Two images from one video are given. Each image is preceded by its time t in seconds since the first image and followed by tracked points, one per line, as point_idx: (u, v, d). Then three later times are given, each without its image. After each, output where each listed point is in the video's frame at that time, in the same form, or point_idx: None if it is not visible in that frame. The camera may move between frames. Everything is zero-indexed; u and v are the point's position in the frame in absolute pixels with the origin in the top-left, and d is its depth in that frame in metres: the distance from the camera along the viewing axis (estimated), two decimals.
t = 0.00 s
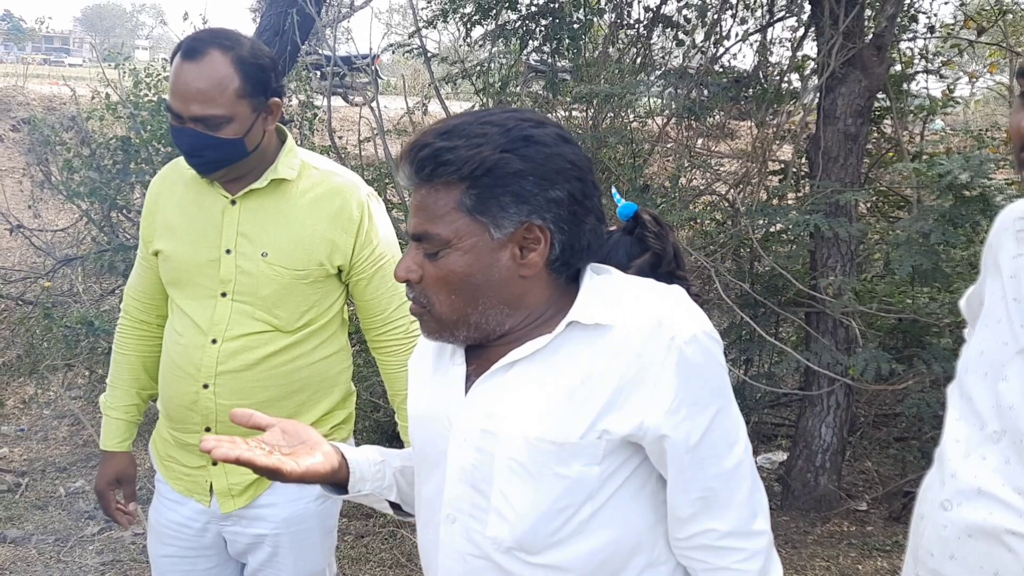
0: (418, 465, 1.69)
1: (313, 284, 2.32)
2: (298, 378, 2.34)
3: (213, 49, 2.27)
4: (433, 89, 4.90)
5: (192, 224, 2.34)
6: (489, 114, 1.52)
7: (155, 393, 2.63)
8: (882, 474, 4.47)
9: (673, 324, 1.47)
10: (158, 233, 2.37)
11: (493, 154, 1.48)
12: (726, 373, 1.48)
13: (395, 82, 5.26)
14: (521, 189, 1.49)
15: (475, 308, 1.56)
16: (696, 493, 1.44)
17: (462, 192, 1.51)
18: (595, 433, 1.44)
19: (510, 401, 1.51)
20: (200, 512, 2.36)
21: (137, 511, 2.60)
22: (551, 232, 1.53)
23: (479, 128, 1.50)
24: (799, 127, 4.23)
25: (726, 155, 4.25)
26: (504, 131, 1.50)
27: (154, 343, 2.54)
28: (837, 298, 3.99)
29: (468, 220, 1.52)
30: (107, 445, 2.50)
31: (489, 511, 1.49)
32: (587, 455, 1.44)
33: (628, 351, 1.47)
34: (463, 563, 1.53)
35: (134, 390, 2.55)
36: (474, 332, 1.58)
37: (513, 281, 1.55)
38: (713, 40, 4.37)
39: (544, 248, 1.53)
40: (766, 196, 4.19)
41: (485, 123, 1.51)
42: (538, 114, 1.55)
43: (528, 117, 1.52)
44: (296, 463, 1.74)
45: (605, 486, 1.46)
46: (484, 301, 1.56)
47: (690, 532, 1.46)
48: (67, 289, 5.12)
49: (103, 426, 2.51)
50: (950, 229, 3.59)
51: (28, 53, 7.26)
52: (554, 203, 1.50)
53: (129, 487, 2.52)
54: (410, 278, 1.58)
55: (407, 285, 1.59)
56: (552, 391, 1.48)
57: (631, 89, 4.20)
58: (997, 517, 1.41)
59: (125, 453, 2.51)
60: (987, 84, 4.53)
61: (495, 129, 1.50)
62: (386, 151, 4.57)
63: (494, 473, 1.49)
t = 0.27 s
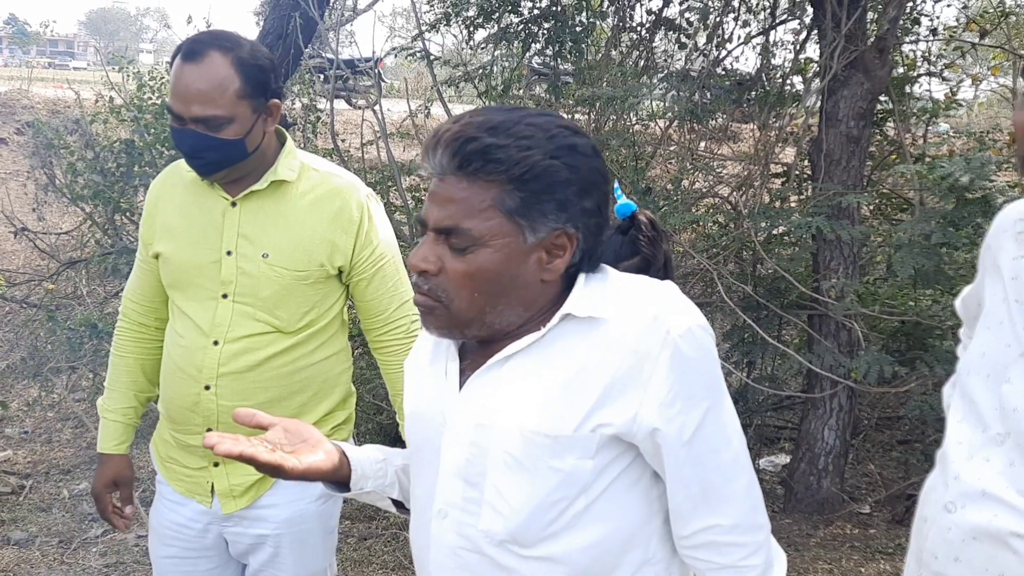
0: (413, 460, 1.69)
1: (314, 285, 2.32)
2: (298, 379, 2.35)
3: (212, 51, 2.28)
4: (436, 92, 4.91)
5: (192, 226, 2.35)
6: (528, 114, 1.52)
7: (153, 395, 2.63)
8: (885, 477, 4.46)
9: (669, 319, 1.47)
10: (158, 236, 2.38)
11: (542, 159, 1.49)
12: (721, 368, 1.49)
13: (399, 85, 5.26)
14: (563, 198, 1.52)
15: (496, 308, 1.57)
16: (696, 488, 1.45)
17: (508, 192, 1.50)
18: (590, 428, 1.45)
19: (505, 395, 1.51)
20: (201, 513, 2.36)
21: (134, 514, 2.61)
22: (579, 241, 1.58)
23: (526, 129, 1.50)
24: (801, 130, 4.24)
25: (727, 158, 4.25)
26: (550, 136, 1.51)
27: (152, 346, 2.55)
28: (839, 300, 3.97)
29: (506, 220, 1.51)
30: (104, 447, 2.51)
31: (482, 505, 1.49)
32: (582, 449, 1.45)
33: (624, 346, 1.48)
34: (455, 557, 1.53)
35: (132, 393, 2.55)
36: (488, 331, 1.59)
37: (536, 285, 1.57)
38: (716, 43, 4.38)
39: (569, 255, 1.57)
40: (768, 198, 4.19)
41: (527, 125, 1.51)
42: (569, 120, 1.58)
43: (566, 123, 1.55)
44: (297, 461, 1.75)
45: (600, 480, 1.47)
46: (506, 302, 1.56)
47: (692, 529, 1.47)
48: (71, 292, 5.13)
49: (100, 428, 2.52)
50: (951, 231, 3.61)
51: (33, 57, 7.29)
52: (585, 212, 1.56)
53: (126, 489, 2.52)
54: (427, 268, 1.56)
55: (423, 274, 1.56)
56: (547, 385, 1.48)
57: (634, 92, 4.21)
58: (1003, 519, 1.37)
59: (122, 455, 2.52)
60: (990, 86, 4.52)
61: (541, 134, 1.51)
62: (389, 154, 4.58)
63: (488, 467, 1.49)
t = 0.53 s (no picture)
0: (421, 463, 1.71)
1: (316, 286, 2.33)
2: (301, 379, 2.36)
3: (215, 54, 2.28)
4: (439, 95, 4.91)
5: (195, 227, 2.35)
6: (507, 113, 1.59)
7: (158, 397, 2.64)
8: (890, 480, 4.46)
9: (672, 324, 1.48)
10: (161, 237, 2.39)
11: (535, 141, 1.54)
12: (724, 376, 1.49)
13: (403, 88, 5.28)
14: (562, 175, 1.55)
15: (519, 299, 1.57)
16: (692, 494, 1.45)
17: (508, 181, 1.52)
18: (595, 434, 1.45)
19: (513, 401, 1.52)
20: (205, 513, 2.37)
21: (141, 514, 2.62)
22: (581, 220, 1.60)
23: (508, 121, 1.56)
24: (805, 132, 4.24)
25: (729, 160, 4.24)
26: (532, 124, 1.57)
27: (155, 347, 2.56)
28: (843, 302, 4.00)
29: (512, 210, 1.53)
30: (109, 448, 2.53)
31: (490, 509, 1.50)
32: (588, 454, 1.45)
33: (628, 351, 1.48)
34: (461, 560, 1.54)
35: (137, 394, 2.56)
36: (514, 327, 1.59)
37: (549, 270, 1.59)
38: (719, 45, 4.39)
39: (575, 236, 1.60)
40: (772, 200, 4.19)
41: (510, 117, 1.57)
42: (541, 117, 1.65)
43: (541, 115, 1.61)
44: (303, 462, 1.76)
45: (604, 486, 1.47)
46: (527, 292, 1.57)
47: (685, 534, 1.47)
48: (76, 294, 5.15)
49: (105, 429, 2.53)
50: (955, 232, 3.61)
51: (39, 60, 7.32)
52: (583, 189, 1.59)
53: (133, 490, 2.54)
54: (445, 275, 1.56)
55: (442, 282, 1.57)
56: (553, 391, 1.50)
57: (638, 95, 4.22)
58: (1013, 518, 1.36)
59: (129, 456, 2.54)
60: (994, 88, 4.52)
61: (526, 123, 1.56)
62: (393, 155, 4.60)
63: (496, 471, 1.50)
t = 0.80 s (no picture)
0: (424, 467, 1.71)
1: (317, 288, 2.34)
2: (303, 380, 2.36)
3: (215, 58, 2.29)
4: (444, 97, 4.92)
5: (197, 230, 2.37)
6: (501, 124, 1.52)
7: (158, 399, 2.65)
8: (894, 482, 4.45)
9: (669, 326, 1.48)
10: (163, 240, 2.40)
11: (513, 165, 1.48)
12: (722, 376, 1.48)
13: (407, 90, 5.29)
14: (541, 199, 1.50)
15: (493, 315, 1.58)
16: (690, 494, 1.46)
17: (482, 205, 1.51)
18: (593, 436, 1.46)
19: (512, 404, 1.52)
20: (208, 514, 2.38)
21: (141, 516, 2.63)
22: (567, 241, 1.55)
23: (495, 138, 1.50)
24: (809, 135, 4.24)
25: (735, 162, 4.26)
26: (519, 142, 1.50)
27: (157, 350, 2.57)
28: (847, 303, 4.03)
29: (486, 231, 1.52)
30: (109, 450, 2.53)
31: (490, 512, 1.51)
32: (587, 457, 1.46)
33: (625, 353, 1.48)
34: (464, 563, 1.54)
35: (138, 397, 2.57)
36: (489, 341, 1.60)
37: (527, 288, 1.57)
38: (724, 48, 4.39)
39: (558, 255, 1.56)
40: (776, 203, 4.19)
41: (496, 133, 1.51)
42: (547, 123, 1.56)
43: (539, 126, 1.53)
44: (309, 461, 1.77)
45: (604, 488, 1.47)
46: (501, 309, 1.57)
47: (684, 535, 1.48)
48: (82, 296, 5.17)
49: (106, 433, 2.54)
50: (960, 235, 3.61)
51: (45, 63, 7.35)
52: (569, 211, 1.53)
53: (133, 492, 2.55)
54: (423, 288, 1.58)
55: (420, 293, 1.60)
56: (552, 393, 1.50)
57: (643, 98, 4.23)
58: None
59: (129, 458, 2.55)
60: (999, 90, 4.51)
61: (511, 140, 1.50)
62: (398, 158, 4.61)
63: (497, 474, 1.50)
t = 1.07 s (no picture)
0: (426, 474, 1.71)
1: (320, 291, 2.35)
2: (306, 383, 2.37)
3: (219, 64, 2.30)
4: (448, 101, 4.94)
5: (201, 232, 2.37)
6: (488, 133, 1.52)
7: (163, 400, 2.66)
8: (898, 486, 4.45)
9: (666, 327, 1.49)
10: (167, 242, 2.41)
11: (499, 176, 1.48)
12: (720, 374, 1.49)
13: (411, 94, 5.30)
14: (528, 209, 1.50)
15: (485, 324, 1.57)
16: (695, 494, 1.47)
17: (469, 216, 1.51)
18: (595, 439, 1.46)
19: (513, 411, 1.52)
20: (212, 515, 2.39)
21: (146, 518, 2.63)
22: (556, 249, 1.55)
23: (480, 148, 1.50)
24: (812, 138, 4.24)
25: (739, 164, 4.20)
26: (505, 151, 1.50)
27: (162, 351, 2.58)
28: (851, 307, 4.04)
29: (475, 241, 1.52)
30: (115, 451, 2.53)
31: (496, 519, 1.51)
32: (590, 461, 1.46)
33: (624, 357, 1.49)
34: (471, 570, 1.55)
35: (143, 398, 2.58)
36: (482, 349, 1.59)
37: (518, 296, 1.57)
38: (727, 51, 4.40)
39: (548, 262, 1.55)
40: (780, 207, 4.19)
41: (483, 142, 1.51)
42: (534, 131, 1.56)
43: (525, 134, 1.53)
44: (307, 465, 1.77)
45: (607, 491, 1.48)
46: (493, 317, 1.57)
47: (692, 534, 1.48)
48: (87, 299, 5.18)
49: (112, 433, 2.55)
50: (964, 239, 3.61)
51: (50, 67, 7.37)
52: (557, 219, 1.53)
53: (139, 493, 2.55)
54: (415, 299, 1.58)
55: (412, 304, 1.59)
56: (552, 399, 1.50)
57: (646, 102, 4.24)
58: None
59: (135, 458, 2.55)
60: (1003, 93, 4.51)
61: (497, 150, 1.50)
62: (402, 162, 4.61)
63: (500, 481, 1.50)
